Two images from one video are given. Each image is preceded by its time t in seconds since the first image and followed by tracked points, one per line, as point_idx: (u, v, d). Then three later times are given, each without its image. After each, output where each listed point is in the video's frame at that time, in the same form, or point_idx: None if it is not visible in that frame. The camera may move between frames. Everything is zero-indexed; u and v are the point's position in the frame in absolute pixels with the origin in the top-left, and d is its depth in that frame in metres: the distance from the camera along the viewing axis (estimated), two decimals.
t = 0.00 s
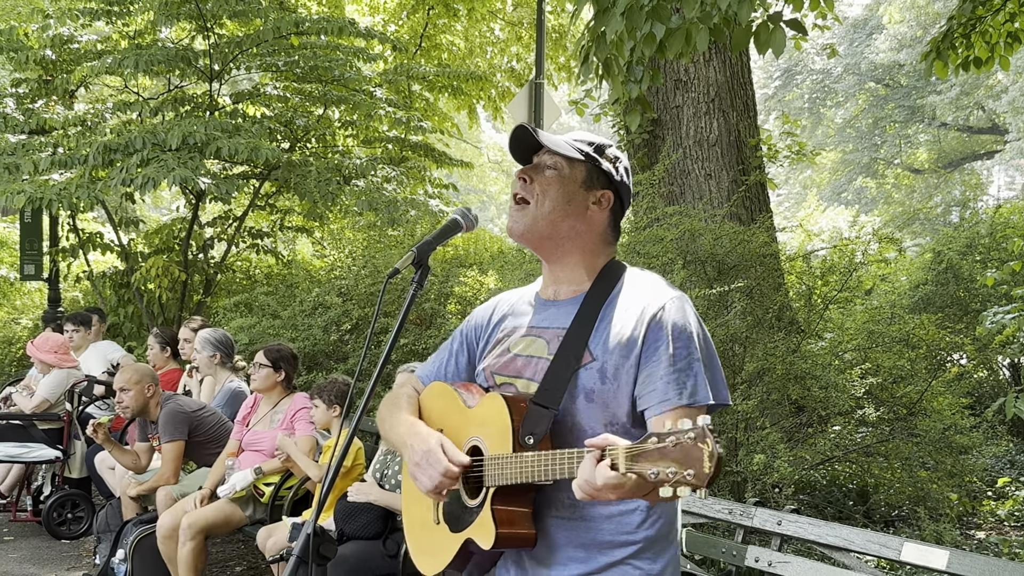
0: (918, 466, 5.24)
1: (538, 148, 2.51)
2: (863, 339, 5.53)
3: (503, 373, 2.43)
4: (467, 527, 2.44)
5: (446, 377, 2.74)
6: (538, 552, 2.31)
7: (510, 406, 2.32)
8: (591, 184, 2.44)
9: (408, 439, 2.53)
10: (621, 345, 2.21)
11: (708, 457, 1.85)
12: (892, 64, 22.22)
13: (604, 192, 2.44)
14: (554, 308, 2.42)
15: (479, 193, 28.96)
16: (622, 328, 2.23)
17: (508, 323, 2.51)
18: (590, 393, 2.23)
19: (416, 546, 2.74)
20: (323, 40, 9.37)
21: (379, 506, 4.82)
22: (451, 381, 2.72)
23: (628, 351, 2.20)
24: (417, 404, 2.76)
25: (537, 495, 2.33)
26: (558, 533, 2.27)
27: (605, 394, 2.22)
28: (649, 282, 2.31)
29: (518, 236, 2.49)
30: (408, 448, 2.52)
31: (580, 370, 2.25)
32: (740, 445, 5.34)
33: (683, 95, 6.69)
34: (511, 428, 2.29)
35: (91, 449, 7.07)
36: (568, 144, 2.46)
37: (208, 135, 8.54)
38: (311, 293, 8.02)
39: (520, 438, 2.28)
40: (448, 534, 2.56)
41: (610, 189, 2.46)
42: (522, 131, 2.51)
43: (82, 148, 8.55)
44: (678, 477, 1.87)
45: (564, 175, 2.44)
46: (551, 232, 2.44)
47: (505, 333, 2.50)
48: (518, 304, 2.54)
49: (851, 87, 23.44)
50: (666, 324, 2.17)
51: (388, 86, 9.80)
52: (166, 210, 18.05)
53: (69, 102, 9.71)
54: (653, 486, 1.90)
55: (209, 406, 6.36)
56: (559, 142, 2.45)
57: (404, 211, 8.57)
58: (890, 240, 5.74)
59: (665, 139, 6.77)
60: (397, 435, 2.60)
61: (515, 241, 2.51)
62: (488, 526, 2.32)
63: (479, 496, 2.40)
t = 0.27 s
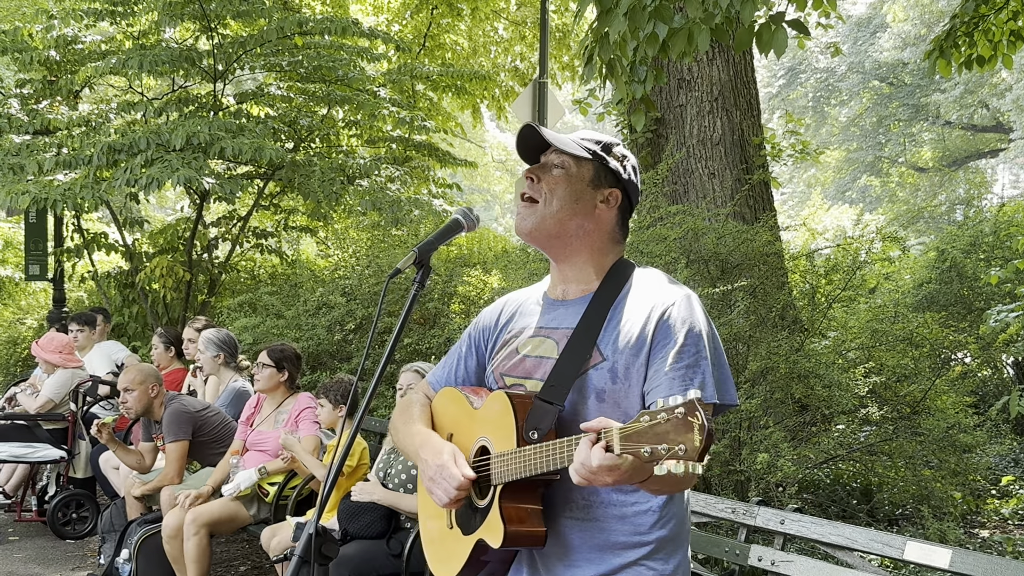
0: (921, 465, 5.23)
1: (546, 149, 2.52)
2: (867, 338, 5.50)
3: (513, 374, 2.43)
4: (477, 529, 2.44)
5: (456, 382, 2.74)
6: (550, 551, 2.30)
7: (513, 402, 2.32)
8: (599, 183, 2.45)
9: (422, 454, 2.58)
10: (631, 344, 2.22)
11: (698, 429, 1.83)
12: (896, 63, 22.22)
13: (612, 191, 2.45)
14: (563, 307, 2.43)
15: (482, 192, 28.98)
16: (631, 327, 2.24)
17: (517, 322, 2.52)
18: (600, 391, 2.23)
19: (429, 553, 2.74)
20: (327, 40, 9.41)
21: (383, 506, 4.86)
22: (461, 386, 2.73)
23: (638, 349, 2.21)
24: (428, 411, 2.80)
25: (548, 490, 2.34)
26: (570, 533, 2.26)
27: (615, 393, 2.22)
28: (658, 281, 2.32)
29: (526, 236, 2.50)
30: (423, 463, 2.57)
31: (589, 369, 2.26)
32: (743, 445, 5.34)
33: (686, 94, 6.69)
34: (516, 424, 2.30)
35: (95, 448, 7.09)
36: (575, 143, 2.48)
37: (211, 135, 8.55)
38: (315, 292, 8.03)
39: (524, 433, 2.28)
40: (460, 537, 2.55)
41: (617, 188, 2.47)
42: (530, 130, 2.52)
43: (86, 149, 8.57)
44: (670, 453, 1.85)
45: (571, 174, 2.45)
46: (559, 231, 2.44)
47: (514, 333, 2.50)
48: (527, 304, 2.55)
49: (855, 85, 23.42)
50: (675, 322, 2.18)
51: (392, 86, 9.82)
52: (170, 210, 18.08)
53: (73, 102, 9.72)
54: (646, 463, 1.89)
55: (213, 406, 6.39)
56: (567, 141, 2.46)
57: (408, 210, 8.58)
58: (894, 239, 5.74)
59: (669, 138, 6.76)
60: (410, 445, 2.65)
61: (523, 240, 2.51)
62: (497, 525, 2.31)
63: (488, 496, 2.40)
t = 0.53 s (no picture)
0: (926, 464, 5.22)
1: (551, 148, 2.51)
2: (870, 336, 5.51)
3: (520, 377, 2.43)
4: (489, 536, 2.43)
5: (464, 384, 2.74)
6: (559, 555, 2.30)
7: (522, 412, 2.31)
8: (605, 184, 2.43)
9: (429, 467, 2.57)
10: (636, 348, 2.22)
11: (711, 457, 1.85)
12: (900, 62, 22.18)
13: (618, 191, 2.44)
14: (568, 310, 2.42)
15: (486, 192, 28.95)
16: (636, 330, 2.23)
17: (524, 325, 2.51)
18: (606, 396, 2.23)
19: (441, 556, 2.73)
20: (330, 40, 9.40)
21: (386, 506, 4.85)
22: (469, 387, 2.72)
23: (643, 353, 2.20)
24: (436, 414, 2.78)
25: (558, 499, 2.32)
26: (581, 537, 2.26)
27: (621, 398, 2.22)
28: (663, 282, 2.31)
29: (531, 236, 2.49)
30: (432, 477, 2.55)
31: (595, 374, 2.25)
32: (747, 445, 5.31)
33: (690, 93, 6.69)
34: (525, 435, 2.28)
35: (100, 449, 7.10)
36: (581, 143, 2.46)
37: (215, 136, 8.55)
38: (319, 293, 8.03)
39: (533, 443, 2.27)
40: (470, 542, 2.54)
41: (623, 188, 2.45)
42: (535, 130, 2.50)
43: (90, 150, 8.58)
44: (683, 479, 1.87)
45: (577, 175, 2.44)
46: (564, 232, 2.44)
47: (521, 336, 2.50)
48: (532, 306, 2.54)
49: (859, 84, 23.38)
50: (679, 324, 2.18)
51: (395, 86, 9.84)
52: (173, 211, 18.09)
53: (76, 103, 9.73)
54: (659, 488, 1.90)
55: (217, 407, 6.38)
56: (573, 142, 2.45)
57: (412, 210, 8.58)
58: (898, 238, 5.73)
59: (672, 137, 6.75)
60: (417, 452, 2.64)
61: (528, 240, 2.51)
62: (508, 534, 2.31)
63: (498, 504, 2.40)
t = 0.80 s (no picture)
0: (931, 463, 5.21)
1: (547, 148, 2.51)
2: (875, 335, 5.48)
3: (523, 379, 2.43)
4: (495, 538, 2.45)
5: (470, 385, 2.73)
6: (572, 556, 2.29)
7: (522, 417, 2.31)
8: (601, 181, 2.43)
9: (439, 464, 2.58)
10: (636, 348, 2.22)
11: (698, 465, 1.84)
12: (903, 61, 22.10)
13: (615, 188, 2.44)
14: (569, 310, 2.43)
15: (490, 192, 28.98)
16: (636, 331, 2.24)
17: (527, 325, 2.51)
18: (608, 397, 2.23)
19: (454, 553, 2.76)
20: (334, 40, 9.40)
21: (391, 505, 4.85)
22: (475, 387, 2.72)
23: (644, 353, 2.20)
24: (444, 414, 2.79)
25: (561, 501, 2.34)
26: (592, 536, 2.24)
27: (623, 399, 2.21)
28: (662, 281, 2.31)
29: (530, 237, 2.49)
30: (440, 473, 2.56)
31: (597, 375, 2.25)
32: (751, 443, 5.33)
33: (693, 92, 6.69)
34: (526, 439, 2.29)
35: (104, 449, 7.11)
36: (576, 141, 2.46)
37: (218, 136, 8.56)
38: (322, 292, 8.04)
39: (534, 447, 2.28)
40: (480, 544, 2.57)
41: (620, 186, 2.45)
42: (530, 130, 2.51)
43: (94, 150, 8.59)
44: (670, 486, 1.87)
45: (573, 173, 2.44)
46: (562, 232, 2.43)
47: (524, 337, 2.50)
48: (534, 307, 2.54)
49: (862, 83, 23.36)
50: (679, 323, 2.18)
51: (399, 86, 9.84)
52: (177, 211, 18.10)
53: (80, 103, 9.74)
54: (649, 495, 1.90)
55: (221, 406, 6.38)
56: (568, 140, 2.45)
57: (415, 210, 8.59)
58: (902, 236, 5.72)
59: (676, 137, 6.76)
60: (427, 455, 2.66)
61: (527, 241, 2.51)
62: (513, 537, 2.34)
63: (503, 508, 2.41)
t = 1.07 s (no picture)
0: (933, 463, 5.20)
1: (539, 150, 2.51)
2: (877, 335, 5.47)
3: (525, 381, 2.43)
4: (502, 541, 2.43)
5: (469, 388, 2.74)
6: (579, 556, 2.28)
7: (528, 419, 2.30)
8: (595, 180, 2.44)
9: (433, 454, 2.59)
10: (639, 346, 2.21)
11: (712, 465, 1.86)
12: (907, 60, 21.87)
13: (608, 187, 2.44)
14: (568, 311, 2.42)
15: (492, 191, 29.00)
16: (638, 329, 2.23)
17: (525, 327, 2.51)
18: (613, 397, 2.22)
19: (457, 558, 2.74)
20: (336, 40, 9.41)
21: (393, 505, 4.86)
22: (473, 391, 2.73)
23: (647, 351, 2.20)
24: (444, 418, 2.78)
25: (569, 501, 2.32)
26: (600, 535, 2.24)
27: (628, 398, 2.21)
28: (662, 277, 2.31)
29: (526, 239, 2.49)
30: (435, 463, 2.57)
31: (600, 375, 2.24)
32: (754, 443, 5.33)
33: (696, 92, 6.69)
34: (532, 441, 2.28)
35: (107, 449, 7.12)
36: (568, 141, 2.47)
37: (221, 136, 8.57)
38: (325, 292, 8.04)
39: (541, 449, 2.26)
40: (485, 548, 2.55)
41: (613, 184, 2.46)
42: (521, 132, 2.51)
43: (96, 150, 8.60)
44: (686, 486, 1.89)
45: (566, 173, 2.44)
46: (558, 232, 2.43)
47: (522, 339, 2.50)
48: (532, 308, 2.54)
49: (864, 82, 23.36)
50: (681, 319, 2.18)
51: (401, 86, 9.80)
52: (181, 211, 18.12)
53: (83, 104, 9.75)
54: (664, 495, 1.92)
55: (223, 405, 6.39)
56: (560, 141, 2.46)
57: (417, 210, 8.59)
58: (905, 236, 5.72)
59: (678, 136, 6.76)
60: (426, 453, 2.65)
61: (524, 243, 2.51)
62: (520, 539, 2.31)
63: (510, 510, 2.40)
